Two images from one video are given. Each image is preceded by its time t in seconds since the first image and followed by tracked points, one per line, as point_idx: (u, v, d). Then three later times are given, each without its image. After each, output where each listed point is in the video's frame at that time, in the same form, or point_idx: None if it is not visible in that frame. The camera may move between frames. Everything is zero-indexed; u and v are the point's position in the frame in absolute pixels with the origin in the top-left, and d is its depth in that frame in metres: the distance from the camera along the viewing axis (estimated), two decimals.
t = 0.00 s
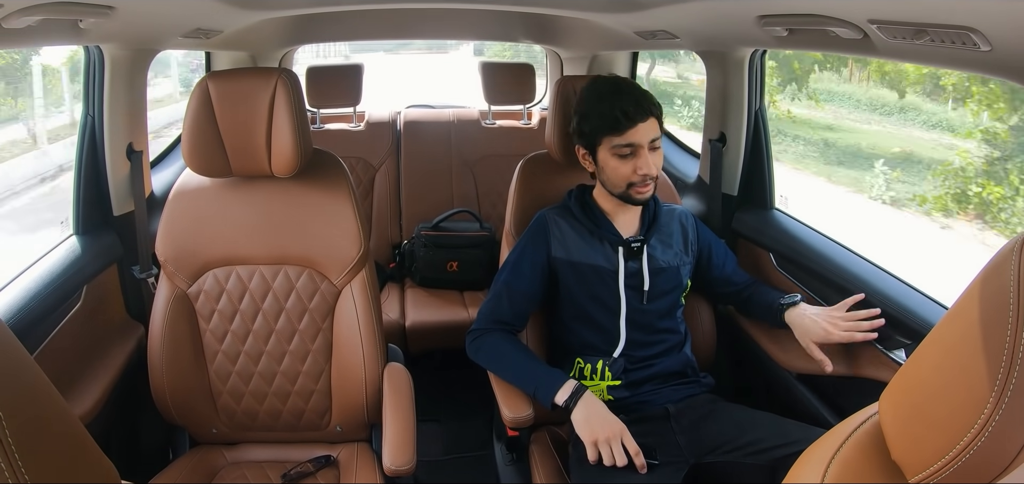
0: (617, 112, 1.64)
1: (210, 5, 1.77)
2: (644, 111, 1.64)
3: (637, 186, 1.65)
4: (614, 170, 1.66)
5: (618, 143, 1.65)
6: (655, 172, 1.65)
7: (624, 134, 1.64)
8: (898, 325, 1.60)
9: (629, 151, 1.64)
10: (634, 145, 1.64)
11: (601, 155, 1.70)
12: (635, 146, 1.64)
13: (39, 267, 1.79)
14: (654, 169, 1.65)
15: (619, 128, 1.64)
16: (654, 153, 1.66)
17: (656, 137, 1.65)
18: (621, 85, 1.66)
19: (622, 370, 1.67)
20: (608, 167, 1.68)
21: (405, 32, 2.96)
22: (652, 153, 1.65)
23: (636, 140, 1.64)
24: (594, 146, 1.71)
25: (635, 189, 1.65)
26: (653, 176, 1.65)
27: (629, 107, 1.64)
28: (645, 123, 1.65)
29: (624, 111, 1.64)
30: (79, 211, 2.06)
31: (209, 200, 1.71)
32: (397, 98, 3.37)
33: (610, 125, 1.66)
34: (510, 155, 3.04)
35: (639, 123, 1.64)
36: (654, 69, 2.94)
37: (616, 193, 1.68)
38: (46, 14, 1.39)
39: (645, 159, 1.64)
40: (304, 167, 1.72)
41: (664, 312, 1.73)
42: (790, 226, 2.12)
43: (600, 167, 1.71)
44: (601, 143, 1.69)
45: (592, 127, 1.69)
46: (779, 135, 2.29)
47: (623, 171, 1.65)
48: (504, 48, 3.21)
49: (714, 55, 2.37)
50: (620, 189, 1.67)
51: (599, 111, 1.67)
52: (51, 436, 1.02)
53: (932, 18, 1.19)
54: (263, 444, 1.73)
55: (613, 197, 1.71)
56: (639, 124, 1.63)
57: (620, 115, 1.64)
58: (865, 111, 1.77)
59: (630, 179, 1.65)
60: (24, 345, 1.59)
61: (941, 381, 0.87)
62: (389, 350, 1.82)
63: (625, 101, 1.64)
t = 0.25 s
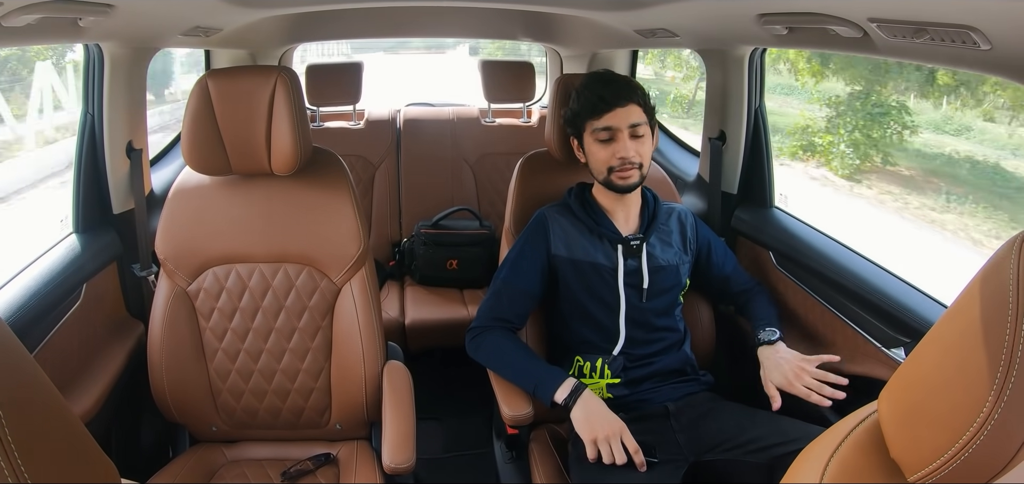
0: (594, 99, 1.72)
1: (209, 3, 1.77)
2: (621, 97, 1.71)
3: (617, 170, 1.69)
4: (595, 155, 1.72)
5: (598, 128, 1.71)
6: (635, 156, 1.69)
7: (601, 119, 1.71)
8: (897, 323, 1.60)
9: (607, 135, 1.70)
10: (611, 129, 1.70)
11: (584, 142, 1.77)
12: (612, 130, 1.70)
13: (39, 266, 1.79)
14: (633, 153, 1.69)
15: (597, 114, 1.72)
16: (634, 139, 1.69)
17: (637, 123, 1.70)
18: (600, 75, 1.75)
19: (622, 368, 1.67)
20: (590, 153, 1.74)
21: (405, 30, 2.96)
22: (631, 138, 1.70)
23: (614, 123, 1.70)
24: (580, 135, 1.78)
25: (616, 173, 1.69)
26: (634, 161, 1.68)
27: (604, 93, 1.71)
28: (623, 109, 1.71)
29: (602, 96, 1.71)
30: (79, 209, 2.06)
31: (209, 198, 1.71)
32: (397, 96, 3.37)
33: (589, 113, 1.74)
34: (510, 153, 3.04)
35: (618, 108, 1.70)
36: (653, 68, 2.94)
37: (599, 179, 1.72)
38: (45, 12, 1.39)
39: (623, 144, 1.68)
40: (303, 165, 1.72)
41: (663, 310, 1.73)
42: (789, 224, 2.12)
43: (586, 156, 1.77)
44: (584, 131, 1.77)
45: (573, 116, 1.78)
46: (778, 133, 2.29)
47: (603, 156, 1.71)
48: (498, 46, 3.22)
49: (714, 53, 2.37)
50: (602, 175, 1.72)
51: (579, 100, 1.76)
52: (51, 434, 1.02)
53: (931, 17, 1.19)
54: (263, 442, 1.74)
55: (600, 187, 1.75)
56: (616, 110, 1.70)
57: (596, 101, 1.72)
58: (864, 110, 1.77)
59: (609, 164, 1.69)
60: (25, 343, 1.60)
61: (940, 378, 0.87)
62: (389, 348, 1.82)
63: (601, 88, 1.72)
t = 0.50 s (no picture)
0: (580, 99, 1.76)
1: (210, 5, 1.77)
2: (606, 95, 1.73)
3: (605, 168, 1.69)
4: (585, 154, 1.74)
5: (586, 126, 1.74)
6: (623, 153, 1.69)
7: (589, 118, 1.74)
8: (898, 324, 1.60)
9: (594, 133, 1.72)
10: (597, 126, 1.72)
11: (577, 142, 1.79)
12: (599, 127, 1.72)
13: (39, 267, 1.79)
14: (621, 150, 1.69)
15: (584, 113, 1.75)
16: (621, 135, 1.70)
17: (625, 120, 1.71)
18: (588, 77, 1.78)
19: (622, 369, 1.67)
20: (582, 152, 1.76)
21: (405, 31, 2.96)
22: (618, 134, 1.71)
23: (601, 121, 1.72)
24: (573, 135, 1.80)
25: (605, 170, 1.69)
26: (622, 158, 1.69)
27: (588, 92, 1.74)
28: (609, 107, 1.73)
29: (590, 95, 1.74)
30: (79, 210, 2.06)
31: (209, 199, 1.71)
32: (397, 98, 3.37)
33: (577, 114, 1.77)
34: (510, 154, 3.04)
35: (605, 106, 1.72)
36: (654, 69, 2.94)
37: (591, 177, 1.73)
38: (45, 13, 1.39)
39: (609, 141, 1.70)
40: (304, 166, 1.72)
41: (664, 311, 1.73)
42: (790, 225, 2.12)
43: (580, 156, 1.79)
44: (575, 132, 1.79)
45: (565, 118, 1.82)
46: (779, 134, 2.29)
47: (592, 154, 1.72)
48: (491, 47, 3.19)
49: (714, 54, 2.37)
50: (593, 174, 1.73)
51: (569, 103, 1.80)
52: (51, 434, 1.02)
53: (931, 18, 1.19)
54: (263, 443, 1.73)
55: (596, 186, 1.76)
56: (601, 108, 1.72)
57: (581, 101, 1.75)
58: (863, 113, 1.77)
59: (598, 161, 1.70)
60: (24, 345, 1.59)
61: (941, 380, 0.87)
62: (389, 349, 1.82)
63: (586, 88, 1.75)
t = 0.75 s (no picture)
0: (583, 101, 1.75)
1: (210, 6, 1.77)
2: (610, 98, 1.72)
3: (606, 172, 1.70)
4: (586, 157, 1.74)
5: (588, 129, 1.74)
6: (624, 157, 1.69)
7: (591, 121, 1.73)
8: (898, 325, 1.60)
9: (595, 136, 1.72)
10: (600, 130, 1.72)
11: (578, 144, 1.79)
12: (601, 131, 1.72)
13: (39, 269, 1.79)
14: (622, 154, 1.69)
15: (586, 115, 1.74)
16: (623, 139, 1.71)
17: (627, 125, 1.71)
18: (593, 78, 1.77)
19: (622, 370, 1.67)
20: (583, 154, 1.76)
21: (405, 32, 2.96)
22: (620, 138, 1.71)
23: (603, 125, 1.72)
24: (575, 137, 1.80)
25: (605, 174, 1.70)
26: (623, 162, 1.69)
27: (591, 95, 1.74)
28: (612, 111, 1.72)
29: (592, 98, 1.74)
30: (79, 212, 2.06)
31: (209, 200, 1.71)
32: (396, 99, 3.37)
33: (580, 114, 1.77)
34: (510, 155, 3.04)
35: (607, 110, 1.72)
36: (654, 70, 2.94)
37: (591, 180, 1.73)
38: (45, 15, 1.39)
39: (611, 144, 1.70)
40: (304, 168, 1.72)
41: (664, 312, 1.73)
42: (790, 226, 2.12)
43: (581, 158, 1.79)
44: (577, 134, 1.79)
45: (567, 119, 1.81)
46: (779, 135, 2.29)
47: (593, 157, 1.72)
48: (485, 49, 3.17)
49: (714, 55, 2.37)
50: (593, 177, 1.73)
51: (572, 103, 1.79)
52: (53, 438, 1.02)
53: (931, 19, 1.19)
54: (263, 445, 1.73)
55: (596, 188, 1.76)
56: (604, 111, 1.72)
57: (585, 103, 1.74)
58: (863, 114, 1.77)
59: (598, 164, 1.71)
60: (24, 346, 1.59)
61: (942, 381, 0.87)
62: (390, 351, 1.82)
63: (590, 90, 1.75)
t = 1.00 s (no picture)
0: (588, 97, 1.74)
1: (210, 4, 1.77)
2: (616, 96, 1.72)
3: (611, 169, 1.70)
4: (590, 154, 1.73)
5: (593, 127, 1.73)
6: (630, 155, 1.69)
7: (597, 118, 1.73)
8: (897, 324, 1.60)
9: (601, 134, 1.72)
10: (606, 127, 1.71)
11: (581, 140, 1.78)
12: (607, 128, 1.71)
13: (38, 266, 1.78)
14: (628, 152, 1.69)
15: (592, 112, 1.74)
16: (628, 137, 1.71)
17: (632, 122, 1.72)
18: (597, 75, 1.77)
19: (621, 369, 1.67)
20: (587, 151, 1.75)
21: (405, 30, 2.96)
22: (626, 136, 1.71)
23: (609, 122, 1.71)
24: (578, 134, 1.79)
25: (610, 172, 1.69)
26: (629, 160, 1.69)
27: (598, 91, 1.73)
28: (618, 108, 1.72)
29: (599, 95, 1.73)
30: (78, 209, 2.06)
31: (209, 198, 1.71)
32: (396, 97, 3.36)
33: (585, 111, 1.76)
34: (509, 154, 3.04)
35: (614, 107, 1.72)
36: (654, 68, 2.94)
37: (595, 177, 1.73)
38: (44, 13, 1.39)
39: (617, 142, 1.70)
40: (304, 165, 1.72)
41: (663, 310, 1.73)
42: (789, 225, 2.12)
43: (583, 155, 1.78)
44: (580, 131, 1.78)
45: (570, 115, 1.80)
46: (779, 134, 2.29)
47: (598, 154, 1.72)
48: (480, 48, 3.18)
49: (714, 54, 2.37)
50: (598, 174, 1.72)
51: (575, 100, 1.78)
52: (53, 435, 1.02)
53: (931, 19, 1.19)
54: (262, 442, 1.73)
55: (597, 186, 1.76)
56: (611, 108, 1.72)
57: (591, 99, 1.74)
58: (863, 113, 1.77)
59: (604, 162, 1.70)
60: (23, 344, 1.59)
61: (941, 380, 0.87)
62: (389, 348, 1.82)
63: (596, 87, 1.74)
